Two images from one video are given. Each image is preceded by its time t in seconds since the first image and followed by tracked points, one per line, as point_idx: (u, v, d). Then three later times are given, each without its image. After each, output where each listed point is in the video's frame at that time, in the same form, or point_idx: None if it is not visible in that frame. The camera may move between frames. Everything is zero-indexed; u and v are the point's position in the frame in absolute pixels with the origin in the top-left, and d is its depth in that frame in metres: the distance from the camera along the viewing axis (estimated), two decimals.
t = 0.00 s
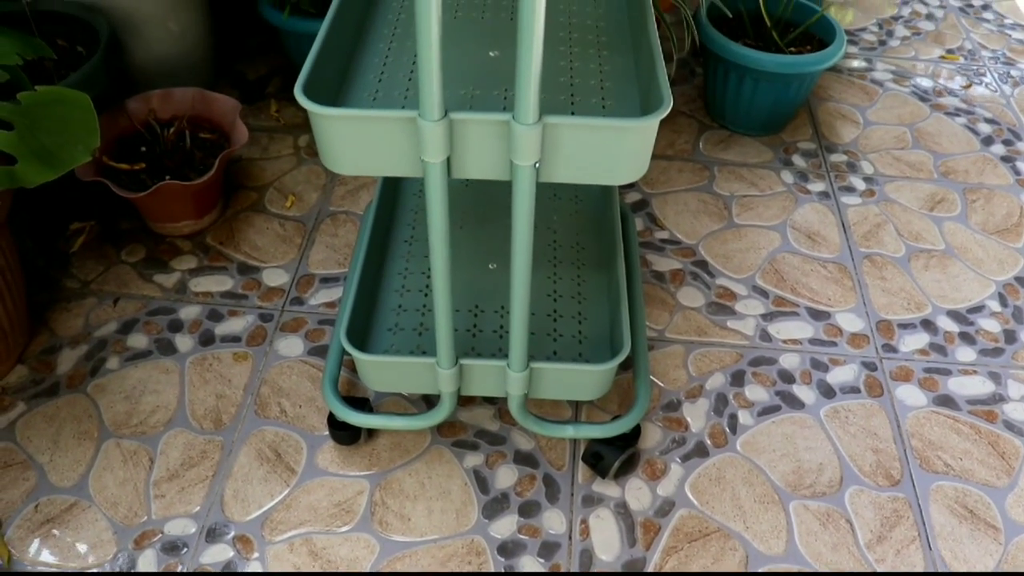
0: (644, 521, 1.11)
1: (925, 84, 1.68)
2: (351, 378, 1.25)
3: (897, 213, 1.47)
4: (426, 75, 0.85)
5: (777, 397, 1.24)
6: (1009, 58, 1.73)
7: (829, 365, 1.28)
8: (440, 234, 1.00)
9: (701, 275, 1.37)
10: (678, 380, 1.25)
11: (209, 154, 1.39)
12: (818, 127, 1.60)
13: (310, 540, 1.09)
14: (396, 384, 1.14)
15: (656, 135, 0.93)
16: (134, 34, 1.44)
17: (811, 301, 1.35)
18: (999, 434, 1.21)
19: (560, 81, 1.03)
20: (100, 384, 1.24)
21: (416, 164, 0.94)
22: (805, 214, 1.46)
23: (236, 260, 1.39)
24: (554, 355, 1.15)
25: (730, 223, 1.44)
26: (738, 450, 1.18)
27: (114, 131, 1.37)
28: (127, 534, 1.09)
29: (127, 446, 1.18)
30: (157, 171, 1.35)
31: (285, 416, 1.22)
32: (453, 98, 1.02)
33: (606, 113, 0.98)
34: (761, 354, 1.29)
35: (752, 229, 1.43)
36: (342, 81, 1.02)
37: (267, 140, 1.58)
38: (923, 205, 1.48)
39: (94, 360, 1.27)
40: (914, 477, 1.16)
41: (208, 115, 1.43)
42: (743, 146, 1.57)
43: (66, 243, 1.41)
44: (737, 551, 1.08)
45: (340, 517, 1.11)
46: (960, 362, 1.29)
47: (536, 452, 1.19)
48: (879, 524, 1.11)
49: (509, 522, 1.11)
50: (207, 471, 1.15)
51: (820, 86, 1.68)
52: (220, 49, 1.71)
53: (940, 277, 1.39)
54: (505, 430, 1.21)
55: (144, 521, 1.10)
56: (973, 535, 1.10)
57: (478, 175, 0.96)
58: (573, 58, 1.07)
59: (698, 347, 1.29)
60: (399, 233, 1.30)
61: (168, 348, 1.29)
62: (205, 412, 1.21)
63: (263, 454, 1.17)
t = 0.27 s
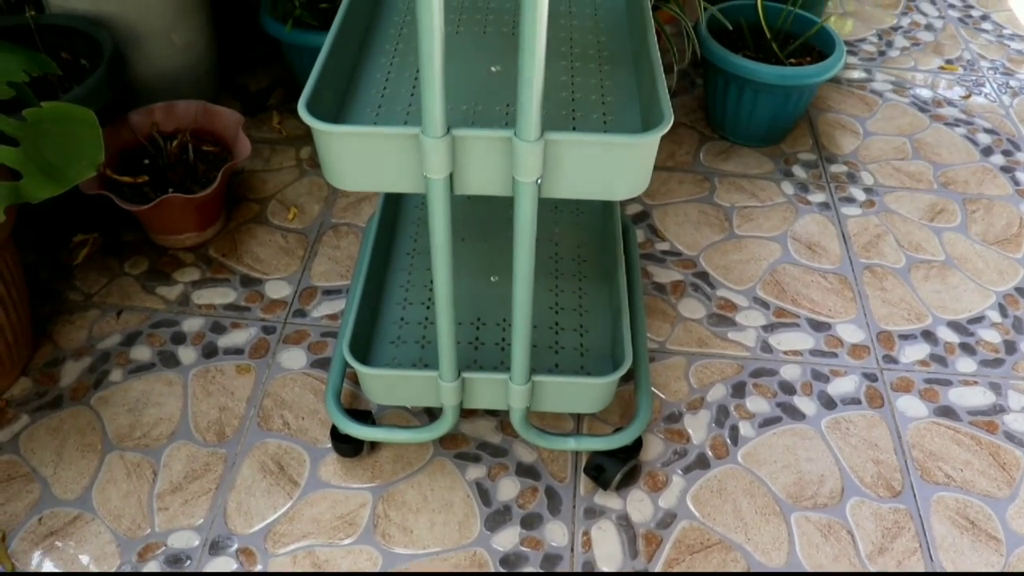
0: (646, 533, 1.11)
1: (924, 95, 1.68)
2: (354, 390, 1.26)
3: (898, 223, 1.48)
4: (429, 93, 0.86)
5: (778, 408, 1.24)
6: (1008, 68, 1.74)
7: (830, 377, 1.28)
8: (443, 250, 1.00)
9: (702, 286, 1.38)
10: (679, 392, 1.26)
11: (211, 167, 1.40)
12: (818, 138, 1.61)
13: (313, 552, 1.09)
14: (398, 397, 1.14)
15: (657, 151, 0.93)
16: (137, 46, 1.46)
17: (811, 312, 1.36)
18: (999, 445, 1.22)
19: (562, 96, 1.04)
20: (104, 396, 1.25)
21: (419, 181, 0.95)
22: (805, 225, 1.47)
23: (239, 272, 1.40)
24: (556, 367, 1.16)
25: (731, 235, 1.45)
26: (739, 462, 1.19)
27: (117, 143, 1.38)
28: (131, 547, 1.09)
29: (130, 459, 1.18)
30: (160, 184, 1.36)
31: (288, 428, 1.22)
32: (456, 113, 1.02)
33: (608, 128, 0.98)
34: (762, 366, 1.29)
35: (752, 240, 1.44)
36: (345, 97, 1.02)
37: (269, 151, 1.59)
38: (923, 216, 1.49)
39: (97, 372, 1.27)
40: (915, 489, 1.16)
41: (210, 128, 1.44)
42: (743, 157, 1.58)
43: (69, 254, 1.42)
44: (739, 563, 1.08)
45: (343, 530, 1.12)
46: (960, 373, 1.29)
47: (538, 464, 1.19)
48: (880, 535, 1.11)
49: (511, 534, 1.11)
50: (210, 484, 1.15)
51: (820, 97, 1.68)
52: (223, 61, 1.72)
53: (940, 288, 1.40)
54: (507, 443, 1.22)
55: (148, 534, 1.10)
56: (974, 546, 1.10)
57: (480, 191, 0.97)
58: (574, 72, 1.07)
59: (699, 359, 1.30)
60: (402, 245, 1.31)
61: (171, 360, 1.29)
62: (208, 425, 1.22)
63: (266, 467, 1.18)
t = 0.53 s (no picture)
0: (645, 547, 1.11)
1: (923, 110, 1.69)
2: (354, 403, 1.26)
3: (896, 238, 1.48)
4: (430, 112, 0.87)
5: (776, 423, 1.25)
6: (1006, 83, 1.74)
7: (828, 391, 1.29)
8: (443, 266, 1.01)
9: (701, 300, 1.38)
10: (678, 406, 1.26)
11: (213, 179, 1.41)
12: (818, 152, 1.61)
13: (312, 565, 1.09)
14: (398, 411, 1.15)
15: (656, 170, 0.94)
16: (140, 59, 1.47)
17: (810, 326, 1.36)
18: (998, 460, 1.22)
19: (562, 113, 1.05)
20: (104, 408, 1.25)
21: (420, 198, 0.95)
22: (805, 240, 1.47)
23: (240, 284, 1.40)
24: (555, 382, 1.16)
25: (730, 249, 1.45)
26: (738, 476, 1.19)
27: (119, 155, 1.38)
28: (130, 559, 1.09)
29: (131, 470, 1.18)
30: (162, 196, 1.36)
31: (288, 441, 1.22)
32: (456, 130, 1.03)
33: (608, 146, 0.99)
34: (761, 380, 1.30)
35: (752, 254, 1.44)
36: (347, 114, 1.03)
37: (271, 164, 1.59)
38: (922, 230, 1.49)
39: (98, 383, 1.28)
40: (913, 504, 1.16)
41: (212, 140, 1.44)
42: (743, 171, 1.58)
43: (71, 265, 1.43)
44: None
45: (343, 542, 1.12)
46: (959, 388, 1.30)
47: (537, 477, 1.20)
48: (878, 550, 1.11)
49: (510, 548, 1.12)
50: (210, 496, 1.16)
51: (820, 111, 1.69)
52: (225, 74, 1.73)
53: (939, 302, 1.40)
54: (506, 456, 1.22)
55: (147, 546, 1.11)
56: (972, 561, 1.10)
57: (480, 208, 0.97)
58: (574, 89, 1.08)
59: (698, 373, 1.30)
60: (402, 259, 1.32)
61: (172, 372, 1.30)
62: (208, 437, 1.22)
63: (266, 479, 1.18)
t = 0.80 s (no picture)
0: (645, 559, 1.12)
1: (923, 120, 1.70)
2: (355, 414, 1.27)
3: (896, 249, 1.48)
4: (432, 127, 0.87)
5: (776, 434, 1.25)
6: (1006, 94, 1.75)
7: (828, 403, 1.29)
8: (444, 280, 1.01)
9: (702, 312, 1.39)
10: (678, 418, 1.26)
11: (216, 191, 1.41)
12: (818, 163, 1.62)
13: None
14: (399, 423, 1.15)
15: (656, 184, 0.94)
16: (143, 71, 1.48)
17: (810, 337, 1.36)
18: (998, 472, 1.22)
19: (562, 127, 1.05)
20: (106, 419, 1.25)
21: (421, 212, 0.96)
22: (805, 251, 1.47)
23: (242, 295, 1.41)
24: (556, 394, 1.16)
25: (730, 260, 1.46)
26: (738, 488, 1.19)
27: (122, 166, 1.39)
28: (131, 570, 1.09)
29: (132, 481, 1.18)
30: (165, 208, 1.37)
31: (289, 452, 1.23)
32: (458, 143, 1.04)
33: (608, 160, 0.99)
34: (761, 391, 1.30)
35: (752, 265, 1.45)
36: (349, 128, 1.04)
37: (273, 174, 1.60)
38: (922, 241, 1.50)
39: (100, 395, 1.28)
40: (913, 515, 1.17)
41: (214, 151, 1.45)
42: (743, 182, 1.59)
43: (73, 276, 1.43)
44: None
45: (344, 554, 1.12)
46: (959, 399, 1.30)
47: (538, 489, 1.20)
48: (879, 562, 1.11)
49: (511, 559, 1.12)
50: (212, 507, 1.16)
51: (820, 122, 1.70)
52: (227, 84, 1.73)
53: (939, 313, 1.41)
54: (507, 467, 1.22)
55: (148, 557, 1.11)
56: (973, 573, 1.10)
57: (482, 223, 0.98)
58: (575, 103, 1.08)
59: (699, 384, 1.30)
60: (403, 271, 1.32)
61: (174, 383, 1.30)
62: (210, 448, 1.23)
63: (267, 490, 1.18)
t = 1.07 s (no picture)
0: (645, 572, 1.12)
1: (921, 132, 1.70)
2: (355, 427, 1.27)
3: (895, 260, 1.49)
4: (432, 145, 0.88)
5: (776, 447, 1.25)
6: (1004, 105, 1.75)
7: (828, 415, 1.29)
8: (444, 296, 1.02)
9: (701, 324, 1.39)
10: (678, 430, 1.26)
11: (216, 204, 1.42)
12: (817, 175, 1.62)
13: None
14: (400, 436, 1.16)
15: (655, 201, 0.95)
16: (144, 83, 1.49)
17: (809, 350, 1.37)
18: (997, 484, 1.22)
19: (561, 143, 1.06)
20: (107, 432, 1.26)
21: (422, 229, 0.96)
22: (804, 263, 1.48)
23: (242, 307, 1.41)
24: (556, 408, 1.17)
25: (730, 272, 1.46)
26: (737, 500, 1.19)
27: (123, 180, 1.40)
28: None
29: (133, 495, 1.19)
30: (165, 221, 1.37)
31: (290, 465, 1.23)
32: (457, 159, 1.04)
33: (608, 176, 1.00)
34: (760, 404, 1.30)
35: (751, 278, 1.45)
36: (350, 144, 1.04)
37: (273, 187, 1.60)
38: (921, 253, 1.50)
39: (101, 408, 1.28)
40: (912, 527, 1.17)
41: (216, 164, 1.46)
42: (742, 194, 1.59)
43: (74, 289, 1.43)
44: None
45: (344, 567, 1.12)
46: (958, 411, 1.30)
47: (538, 502, 1.20)
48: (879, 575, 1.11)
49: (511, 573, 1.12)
50: (213, 520, 1.16)
51: (819, 134, 1.70)
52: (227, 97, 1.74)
53: (938, 325, 1.41)
54: (507, 480, 1.23)
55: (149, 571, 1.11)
56: None
57: (481, 239, 0.98)
58: (574, 119, 1.09)
59: (698, 397, 1.31)
60: (403, 284, 1.33)
61: (175, 396, 1.30)
62: (210, 461, 1.23)
63: (268, 504, 1.18)
